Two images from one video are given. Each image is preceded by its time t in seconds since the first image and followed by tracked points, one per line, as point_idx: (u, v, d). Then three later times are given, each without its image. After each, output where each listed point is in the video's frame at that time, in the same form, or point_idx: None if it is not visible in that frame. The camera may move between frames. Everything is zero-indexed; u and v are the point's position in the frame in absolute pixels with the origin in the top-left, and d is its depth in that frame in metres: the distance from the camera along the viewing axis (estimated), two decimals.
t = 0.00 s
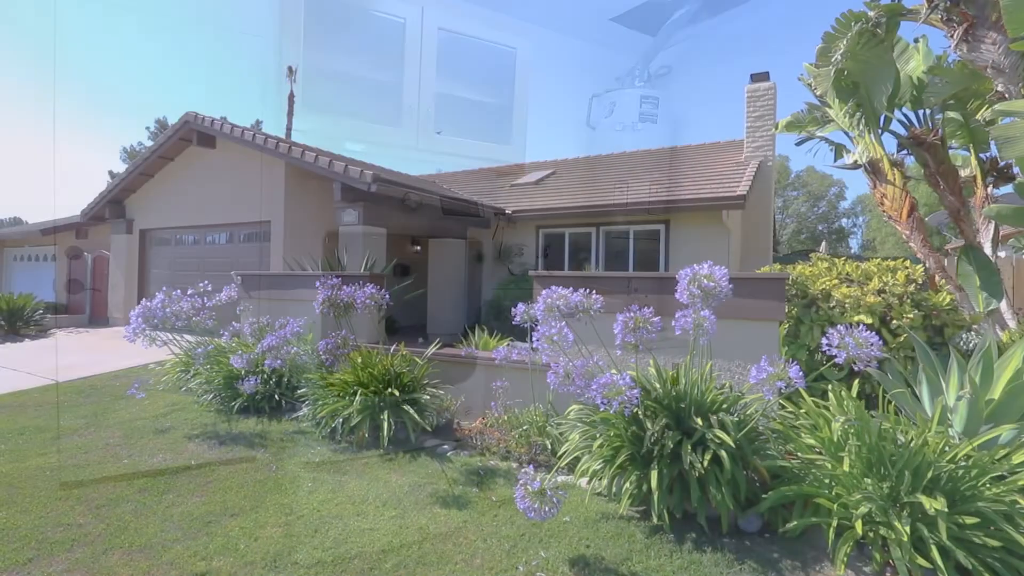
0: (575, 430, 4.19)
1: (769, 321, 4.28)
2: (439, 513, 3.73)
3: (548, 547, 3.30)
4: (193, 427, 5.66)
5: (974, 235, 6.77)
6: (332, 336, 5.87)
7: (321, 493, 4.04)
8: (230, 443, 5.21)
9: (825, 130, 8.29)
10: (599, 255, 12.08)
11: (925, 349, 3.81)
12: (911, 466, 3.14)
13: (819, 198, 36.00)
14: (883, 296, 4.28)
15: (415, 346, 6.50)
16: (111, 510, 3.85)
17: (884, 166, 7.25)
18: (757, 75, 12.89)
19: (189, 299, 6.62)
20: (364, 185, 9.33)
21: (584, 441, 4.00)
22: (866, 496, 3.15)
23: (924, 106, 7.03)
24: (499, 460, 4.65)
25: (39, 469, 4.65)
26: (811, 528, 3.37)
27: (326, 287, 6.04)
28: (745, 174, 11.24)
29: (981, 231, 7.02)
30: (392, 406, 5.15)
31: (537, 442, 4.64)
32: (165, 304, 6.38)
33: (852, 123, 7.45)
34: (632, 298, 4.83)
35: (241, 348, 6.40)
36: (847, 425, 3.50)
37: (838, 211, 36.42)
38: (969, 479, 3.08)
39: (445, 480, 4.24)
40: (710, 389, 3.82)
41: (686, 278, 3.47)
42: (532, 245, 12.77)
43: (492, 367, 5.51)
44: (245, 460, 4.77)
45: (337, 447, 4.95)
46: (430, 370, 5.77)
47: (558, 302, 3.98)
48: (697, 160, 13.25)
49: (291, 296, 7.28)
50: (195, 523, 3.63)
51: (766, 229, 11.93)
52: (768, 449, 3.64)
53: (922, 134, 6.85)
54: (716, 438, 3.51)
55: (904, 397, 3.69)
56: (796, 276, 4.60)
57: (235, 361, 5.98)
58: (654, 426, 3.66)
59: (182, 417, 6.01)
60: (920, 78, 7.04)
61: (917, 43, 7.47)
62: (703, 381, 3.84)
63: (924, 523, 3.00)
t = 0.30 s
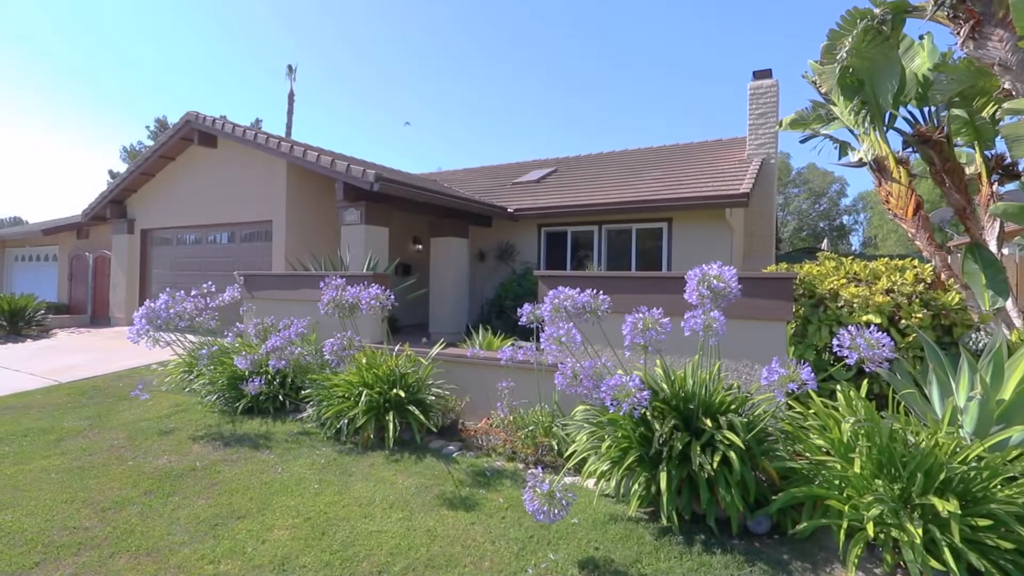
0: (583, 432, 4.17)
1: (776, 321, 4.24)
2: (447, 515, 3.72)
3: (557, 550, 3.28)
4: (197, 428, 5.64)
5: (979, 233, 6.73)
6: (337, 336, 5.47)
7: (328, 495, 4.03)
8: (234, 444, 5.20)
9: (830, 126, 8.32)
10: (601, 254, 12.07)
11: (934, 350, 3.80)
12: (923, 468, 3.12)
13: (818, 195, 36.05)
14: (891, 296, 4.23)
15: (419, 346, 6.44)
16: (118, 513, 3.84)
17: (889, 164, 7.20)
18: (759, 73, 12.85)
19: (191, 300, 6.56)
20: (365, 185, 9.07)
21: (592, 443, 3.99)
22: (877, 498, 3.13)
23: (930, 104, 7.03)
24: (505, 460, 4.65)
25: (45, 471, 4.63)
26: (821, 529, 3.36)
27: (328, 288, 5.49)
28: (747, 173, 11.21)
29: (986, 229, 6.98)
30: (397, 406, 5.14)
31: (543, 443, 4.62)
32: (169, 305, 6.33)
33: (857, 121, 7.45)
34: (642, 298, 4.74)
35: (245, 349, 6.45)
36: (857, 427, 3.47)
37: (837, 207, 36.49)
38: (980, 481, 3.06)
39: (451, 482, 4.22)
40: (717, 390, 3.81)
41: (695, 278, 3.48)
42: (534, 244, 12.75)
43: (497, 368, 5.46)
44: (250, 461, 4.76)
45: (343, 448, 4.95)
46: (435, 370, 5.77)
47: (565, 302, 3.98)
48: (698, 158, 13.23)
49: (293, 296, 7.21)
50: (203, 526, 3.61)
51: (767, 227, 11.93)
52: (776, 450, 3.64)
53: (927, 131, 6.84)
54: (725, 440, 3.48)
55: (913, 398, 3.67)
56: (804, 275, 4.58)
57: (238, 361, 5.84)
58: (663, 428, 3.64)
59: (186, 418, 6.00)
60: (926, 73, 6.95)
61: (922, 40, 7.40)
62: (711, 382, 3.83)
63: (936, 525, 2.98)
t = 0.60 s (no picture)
0: (590, 431, 4.14)
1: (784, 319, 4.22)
2: (455, 515, 3.70)
3: (566, 550, 3.26)
4: (203, 428, 5.64)
5: (987, 229, 6.67)
6: (342, 336, 5.43)
7: (335, 496, 4.01)
8: (240, 444, 5.18)
9: (835, 123, 8.27)
10: (604, 251, 12.03)
11: (945, 349, 3.77)
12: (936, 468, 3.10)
13: (821, 191, 35.95)
14: (901, 294, 4.20)
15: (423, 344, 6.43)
16: (125, 515, 3.83)
17: (895, 160, 7.13)
18: (761, 69, 12.78)
19: (196, 299, 6.53)
20: (368, 183, 9.03)
21: (600, 442, 3.96)
22: (890, 498, 3.10)
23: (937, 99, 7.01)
24: (512, 460, 4.61)
25: (51, 473, 4.61)
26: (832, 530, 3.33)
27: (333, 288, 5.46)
28: (751, 169, 11.16)
29: (993, 224, 6.91)
30: (403, 406, 5.12)
31: (550, 442, 4.60)
32: (173, 305, 6.32)
33: (863, 116, 7.43)
34: (649, 297, 4.72)
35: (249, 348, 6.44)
36: (868, 426, 3.46)
37: (839, 203, 36.41)
38: (993, 481, 3.05)
39: (458, 482, 4.19)
40: (726, 389, 3.78)
41: (704, 277, 3.44)
42: (536, 242, 12.71)
43: (503, 368, 5.43)
44: (256, 461, 4.75)
45: (349, 448, 4.93)
46: (440, 370, 5.74)
47: (571, 301, 3.94)
48: (702, 154, 13.17)
49: (297, 295, 7.19)
50: (210, 528, 3.60)
51: (771, 224, 11.88)
52: (786, 450, 3.62)
53: (934, 126, 6.81)
54: (735, 440, 3.45)
55: (924, 397, 3.65)
56: (813, 273, 4.55)
57: (243, 362, 5.96)
58: (672, 428, 3.62)
59: (191, 418, 5.99)
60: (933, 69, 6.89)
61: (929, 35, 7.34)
62: (719, 382, 3.81)
63: (949, 526, 2.96)
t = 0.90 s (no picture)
0: (598, 431, 4.11)
1: (793, 318, 4.18)
2: (463, 516, 3.67)
3: (576, 552, 3.23)
4: (208, 429, 5.61)
5: (994, 224, 6.62)
6: (348, 336, 5.39)
7: (342, 497, 3.98)
8: (245, 444, 5.16)
9: (841, 118, 8.20)
10: (607, 247, 11.98)
11: (956, 346, 3.74)
12: (950, 467, 3.07)
13: (823, 186, 35.79)
14: (912, 292, 4.17)
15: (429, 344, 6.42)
16: (131, 517, 3.81)
17: (902, 155, 7.10)
18: (765, 63, 12.67)
19: (199, 299, 6.51)
20: (370, 181, 9.00)
21: (608, 442, 3.93)
22: (904, 499, 3.08)
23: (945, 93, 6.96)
24: (519, 459, 4.56)
25: (56, 474, 4.60)
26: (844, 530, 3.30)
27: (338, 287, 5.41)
28: (755, 165, 11.09)
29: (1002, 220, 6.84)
30: (408, 406, 5.09)
31: (557, 442, 4.56)
32: (176, 304, 6.28)
33: (870, 111, 7.39)
34: (658, 294, 4.68)
35: (253, 348, 6.42)
36: (880, 426, 3.43)
37: (842, 198, 36.29)
38: (1009, 482, 3.01)
39: (465, 482, 4.16)
40: (735, 389, 3.74)
41: (714, 275, 3.40)
42: (539, 239, 12.67)
43: (509, 367, 5.40)
44: (262, 462, 4.72)
45: (354, 448, 4.90)
46: (445, 369, 5.72)
47: (579, 300, 3.91)
48: (705, 150, 13.09)
49: (300, 294, 7.16)
50: (217, 530, 3.57)
51: (774, 219, 11.81)
52: (797, 450, 3.59)
53: (941, 121, 6.76)
54: (746, 440, 3.42)
55: (936, 396, 3.61)
56: (822, 270, 4.51)
57: (247, 362, 5.85)
58: (682, 428, 3.58)
59: (196, 418, 5.96)
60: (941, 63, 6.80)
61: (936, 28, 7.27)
62: (729, 381, 3.77)
63: (964, 526, 2.93)
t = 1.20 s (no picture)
0: (606, 432, 4.07)
1: (803, 317, 4.14)
2: (471, 519, 3.63)
3: (585, 556, 3.19)
4: (212, 430, 5.58)
5: (1001, 220, 6.58)
6: (352, 337, 5.34)
7: (348, 499, 3.94)
8: (249, 446, 5.13)
9: (846, 114, 8.16)
10: (610, 245, 11.94)
11: (968, 345, 3.70)
12: (966, 469, 3.03)
13: (825, 182, 35.69)
14: (922, 291, 4.12)
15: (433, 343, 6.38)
16: (136, 520, 3.78)
17: (908, 152, 7.04)
18: (768, 60, 12.58)
19: (201, 299, 6.48)
20: (372, 179, 8.94)
21: (616, 444, 3.90)
22: (919, 501, 3.04)
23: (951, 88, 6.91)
24: (525, 460, 4.51)
25: (59, 477, 4.57)
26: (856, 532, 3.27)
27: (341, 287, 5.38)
28: (759, 162, 11.02)
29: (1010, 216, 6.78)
30: (413, 407, 5.05)
31: (564, 443, 4.52)
32: (179, 305, 6.24)
33: (877, 106, 7.33)
34: (665, 293, 4.66)
35: (256, 349, 6.39)
36: (892, 427, 3.40)
37: (844, 194, 36.14)
38: None
39: (472, 484, 4.12)
40: (745, 390, 3.70)
41: (724, 275, 3.35)
42: (542, 236, 12.64)
43: (514, 367, 5.36)
44: (266, 463, 4.69)
45: (359, 449, 4.87)
46: (450, 369, 5.68)
47: (586, 299, 3.87)
48: (708, 147, 13.03)
49: (303, 293, 7.12)
50: (222, 534, 3.54)
51: (778, 215, 11.76)
52: (808, 451, 3.55)
53: (948, 117, 6.72)
54: (757, 441, 3.38)
55: (949, 396, 3.57)
56: (831, 269, 4.47)
57: (251, 363, 5.85)
58: (692, 430, 3.54)
59: (199, 419, 5.92)
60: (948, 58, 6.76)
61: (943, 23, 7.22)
62: (738, 382, 3.72)
63: (981, 529, 2.89)
